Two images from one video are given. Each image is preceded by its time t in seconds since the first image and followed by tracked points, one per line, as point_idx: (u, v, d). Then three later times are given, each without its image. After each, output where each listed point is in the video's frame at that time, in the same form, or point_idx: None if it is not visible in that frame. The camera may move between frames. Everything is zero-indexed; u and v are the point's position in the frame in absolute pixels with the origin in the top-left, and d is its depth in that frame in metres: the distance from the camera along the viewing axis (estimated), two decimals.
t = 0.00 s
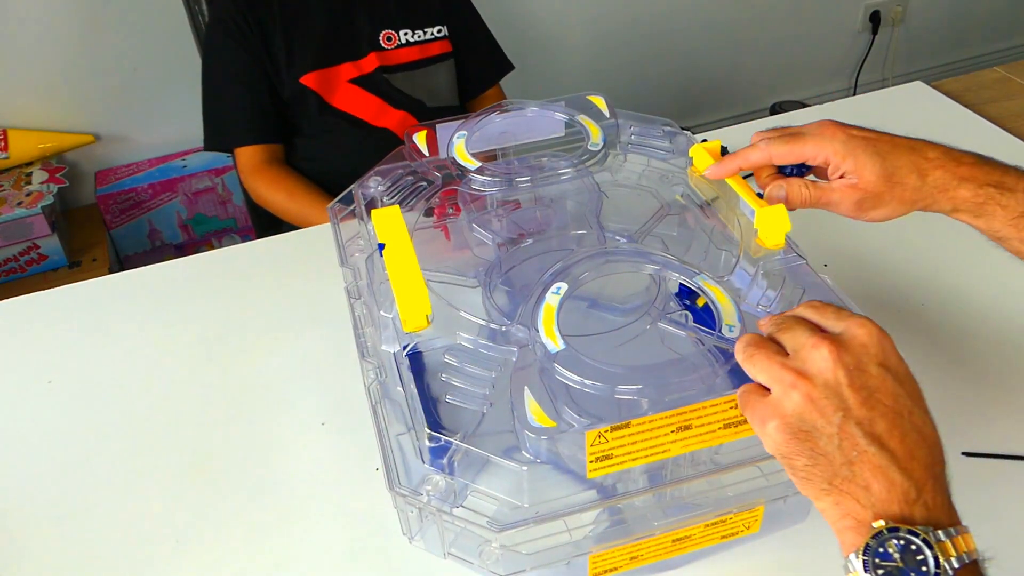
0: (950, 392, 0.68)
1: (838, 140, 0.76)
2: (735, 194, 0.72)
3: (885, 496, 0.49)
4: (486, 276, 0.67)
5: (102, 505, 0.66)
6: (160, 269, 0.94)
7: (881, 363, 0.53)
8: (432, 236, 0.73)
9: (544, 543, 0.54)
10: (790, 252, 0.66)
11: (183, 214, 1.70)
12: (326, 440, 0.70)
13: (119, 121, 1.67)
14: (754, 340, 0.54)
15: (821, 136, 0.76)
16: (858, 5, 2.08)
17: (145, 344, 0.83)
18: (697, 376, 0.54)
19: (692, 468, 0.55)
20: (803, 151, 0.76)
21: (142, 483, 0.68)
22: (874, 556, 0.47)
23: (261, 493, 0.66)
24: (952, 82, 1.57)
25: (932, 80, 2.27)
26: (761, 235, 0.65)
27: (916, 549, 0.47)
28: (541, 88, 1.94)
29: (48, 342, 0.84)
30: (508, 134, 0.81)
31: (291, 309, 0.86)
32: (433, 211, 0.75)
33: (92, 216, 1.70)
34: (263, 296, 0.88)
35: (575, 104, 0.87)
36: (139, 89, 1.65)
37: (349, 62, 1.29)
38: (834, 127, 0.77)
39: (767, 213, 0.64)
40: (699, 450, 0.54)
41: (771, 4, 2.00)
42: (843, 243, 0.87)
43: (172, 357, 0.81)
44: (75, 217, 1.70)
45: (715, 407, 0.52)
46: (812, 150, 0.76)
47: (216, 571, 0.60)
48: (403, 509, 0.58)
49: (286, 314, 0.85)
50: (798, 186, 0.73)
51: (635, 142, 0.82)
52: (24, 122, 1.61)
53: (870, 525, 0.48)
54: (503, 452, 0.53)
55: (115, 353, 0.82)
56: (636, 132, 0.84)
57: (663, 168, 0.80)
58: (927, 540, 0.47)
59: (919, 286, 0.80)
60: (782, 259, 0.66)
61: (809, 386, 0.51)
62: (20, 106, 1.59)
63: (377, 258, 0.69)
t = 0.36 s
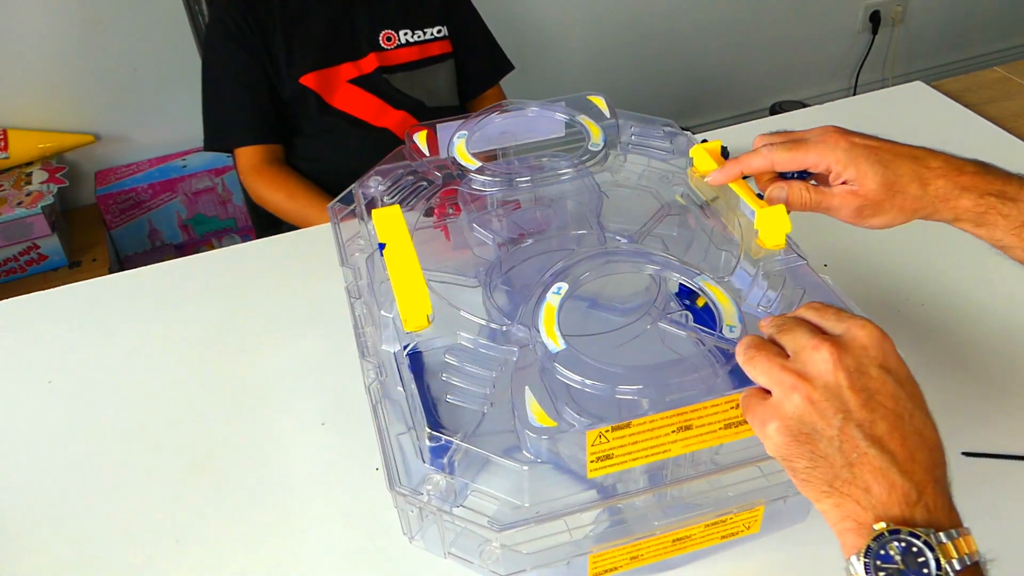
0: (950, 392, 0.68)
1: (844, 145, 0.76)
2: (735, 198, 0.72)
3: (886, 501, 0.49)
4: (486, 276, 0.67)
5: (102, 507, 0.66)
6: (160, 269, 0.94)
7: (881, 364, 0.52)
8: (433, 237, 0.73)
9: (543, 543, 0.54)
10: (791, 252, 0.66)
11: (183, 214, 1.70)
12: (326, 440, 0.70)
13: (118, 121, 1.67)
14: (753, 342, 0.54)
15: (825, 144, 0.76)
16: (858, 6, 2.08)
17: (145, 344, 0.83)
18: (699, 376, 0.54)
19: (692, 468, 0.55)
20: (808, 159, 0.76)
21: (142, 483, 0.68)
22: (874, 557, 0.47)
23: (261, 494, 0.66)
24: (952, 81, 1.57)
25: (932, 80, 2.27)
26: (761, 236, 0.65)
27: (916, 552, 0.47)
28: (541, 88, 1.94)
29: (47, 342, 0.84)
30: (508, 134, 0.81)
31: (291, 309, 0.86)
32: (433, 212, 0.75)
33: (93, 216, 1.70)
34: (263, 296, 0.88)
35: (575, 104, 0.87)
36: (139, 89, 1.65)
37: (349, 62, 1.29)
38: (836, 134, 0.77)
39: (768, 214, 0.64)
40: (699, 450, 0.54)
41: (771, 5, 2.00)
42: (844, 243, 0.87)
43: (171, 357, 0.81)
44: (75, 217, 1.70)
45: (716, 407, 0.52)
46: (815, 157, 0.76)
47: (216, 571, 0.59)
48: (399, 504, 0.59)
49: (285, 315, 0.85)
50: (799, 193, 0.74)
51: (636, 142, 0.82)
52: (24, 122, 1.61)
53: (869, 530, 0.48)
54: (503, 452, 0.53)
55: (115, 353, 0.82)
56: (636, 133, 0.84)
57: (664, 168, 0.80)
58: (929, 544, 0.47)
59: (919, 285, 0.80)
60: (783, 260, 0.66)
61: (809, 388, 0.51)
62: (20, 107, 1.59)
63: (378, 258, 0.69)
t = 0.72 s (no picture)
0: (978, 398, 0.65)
1: None
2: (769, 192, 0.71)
3: (835, 358, 0.44)
4: (523, 280, 0.68)
5: (94, 508, 0.63)
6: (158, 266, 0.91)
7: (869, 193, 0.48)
8: (468, 238, 0.73)
9: (596, 551, 0.54)
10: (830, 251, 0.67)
11: (183, 213, 1.67)
12: (324, 442, 0.66)
13: (118, 121, 1.65)
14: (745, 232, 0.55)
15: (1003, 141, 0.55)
16: (858, 5, 2.00)
17: (136, 340, 0.79)
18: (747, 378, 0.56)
19: (743, 472, 0.55)
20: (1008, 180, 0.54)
21: (136, 485, 0.64)
22: (781, 471, 0.46)
23: (261, 493, 0.62)
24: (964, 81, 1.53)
25: (932, 81, 2.17)
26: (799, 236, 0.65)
27: (823, 462, 0.44)
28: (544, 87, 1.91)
29: (35, 338, 0.81)
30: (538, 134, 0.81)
31: (289, 308, 0.82)
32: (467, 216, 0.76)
33: (93, 216, 1.68)
34: (262, 291, 0.85)
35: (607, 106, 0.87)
36: (139, 88, 1.63)
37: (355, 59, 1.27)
38: None
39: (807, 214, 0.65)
40: (750, 454, 0.55)
41: (773, 4, 1.93)
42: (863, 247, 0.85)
43: (164, 356, 0.77)
44: (75, 216, 1.68)
45: (767, 408, 0.53)
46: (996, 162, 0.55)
47: None
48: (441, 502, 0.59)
49: (285, 313, 0.81)
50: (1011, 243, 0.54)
51: (668, 141, 0.82)
52: (23, 122, 1.59)
53: (799, 427, 0.46)
54: (555, 456, 0.54)
55: (104, 349, 0.78)
56: (667, 132, 0.83)
57: (696, 166, 0.80)
58: (839, 448, 0.43)
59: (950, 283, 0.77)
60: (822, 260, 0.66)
61: (769, 243, 0.50)
62: (19, 105, 1.57)
63: (415, 262, 0.70)
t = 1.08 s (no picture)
0: (979, 397, 0.65)
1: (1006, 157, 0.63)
2: (769, 192, 0.71)
3: (789, 450, 0.44)
4: (522, 280, 0.68)
5: (94, 508, 0.63)
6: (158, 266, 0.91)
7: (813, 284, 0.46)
8: (468, 238, 0.73)
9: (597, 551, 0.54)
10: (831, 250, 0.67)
11: (183, 213, 1.67)
12: (324, 441, 0.66)
13: (118, 121, 1.65)
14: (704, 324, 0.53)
15: (963, 154, 0.65)
16: (858, 5, 2.00)
17: (136, 340, 0.79)
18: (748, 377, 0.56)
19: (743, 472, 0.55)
20: (959, 179, 0.62)
21: (138, 485, 0.64)
22: (748, 561, 0.46)
23: (261, 493, 0.62)
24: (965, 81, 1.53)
25: (932, 81, 2.17)
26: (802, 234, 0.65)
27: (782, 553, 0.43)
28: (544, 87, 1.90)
29: (35, 338, 0.81)
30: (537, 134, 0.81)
31: (289, 308, 0.82)
32: (467, 216, 0.76)
33: (93, 216, 1.68)
34: (262, 291, 0.85)
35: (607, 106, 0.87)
36: (139, 87, 1.63)
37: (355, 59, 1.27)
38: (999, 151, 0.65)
39: (810, 210, 0.64)
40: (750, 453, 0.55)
41: (773, 3, 1.92)
42: (862, 248, 0.84)
43: (165, 356, 0.77)
44: (75, 216, 1.68)
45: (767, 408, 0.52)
46: (955, 170, 0.65)
47: None
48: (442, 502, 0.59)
49: (286, 313, 0.81)
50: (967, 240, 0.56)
51: (668, 142, 0.82)
52: (24, 122, 1.59)
53: (761, 516, 0.46)
54: (554, 455, 0.54)
55: (105, 350, 0.79)
56: (667, 132, 0.83)
57: (696, 165, 0.80)
58: (793, 538, 0.42)
59: (952, 282, 0.76)
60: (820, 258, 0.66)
61: (725, 337, 0.48)
62: (19, 105, 1.57)
63: (415, 263, 0.70)
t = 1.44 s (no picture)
0: (978, 397, 0.65)
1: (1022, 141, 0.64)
2: (769, 192, 0.71)
3: (818, 423, 0.44)
4: (522, 280, 0.68)
5: (94, 508, 0.63)
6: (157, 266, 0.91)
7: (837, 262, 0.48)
8: (468, 238, 0.73)
9: (597, 550, 0.54)
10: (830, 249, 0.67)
11: (183, 213, 1.67)
12: (324, 442, 0.66)
13: (118, 121, 1.65)
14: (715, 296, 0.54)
15: (980, 138, 0.66)
16: (858, 5, 2.00)
17: (135, 341, 0.79)
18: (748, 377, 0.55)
19: (743, 472, 0.55)
20: (978, 159, 0.63)
21: (138, 486, 0.64)
22: (772, 527, 0.46)
23: (262, 493, 0.62)
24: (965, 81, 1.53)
25: (932, 81, 2.17)
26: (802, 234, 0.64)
27: (809, 517, 0.43)
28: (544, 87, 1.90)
29: (35, 338, 0.81)
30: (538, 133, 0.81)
31: (288, 309, 0.82)
32: (467, 216, 0.76)
33: (93, 216, 1.68)
34: (263, 291, 0.85)
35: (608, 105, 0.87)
36: (139, 87, 1.63)
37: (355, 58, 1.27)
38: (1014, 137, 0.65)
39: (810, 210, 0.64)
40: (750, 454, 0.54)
41: (773, 3, 1.92)
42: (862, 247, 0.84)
43: (164, 357, 0.77)
44: (75, 217, 1.68)
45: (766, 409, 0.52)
46: (971, 152, 0.65)
47: None
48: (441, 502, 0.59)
49: (286, 314, 0.81)
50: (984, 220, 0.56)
51: (668, 142, 0.82)
52: (23, 122, 1.59)
53: (787, 486, 0.46)
54: (554, 455, 0.54)
55: (104, 350, 0.78)
56: (666, 133, 0.84)
57: (697, 165, 0.80)
58: (823, 505, 0.43)
59: (954, 281, 0.76)
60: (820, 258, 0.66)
61: (743, 311, 0.50)
62: (19, 105, 1.57)
63: (415, 262, 0.70)
